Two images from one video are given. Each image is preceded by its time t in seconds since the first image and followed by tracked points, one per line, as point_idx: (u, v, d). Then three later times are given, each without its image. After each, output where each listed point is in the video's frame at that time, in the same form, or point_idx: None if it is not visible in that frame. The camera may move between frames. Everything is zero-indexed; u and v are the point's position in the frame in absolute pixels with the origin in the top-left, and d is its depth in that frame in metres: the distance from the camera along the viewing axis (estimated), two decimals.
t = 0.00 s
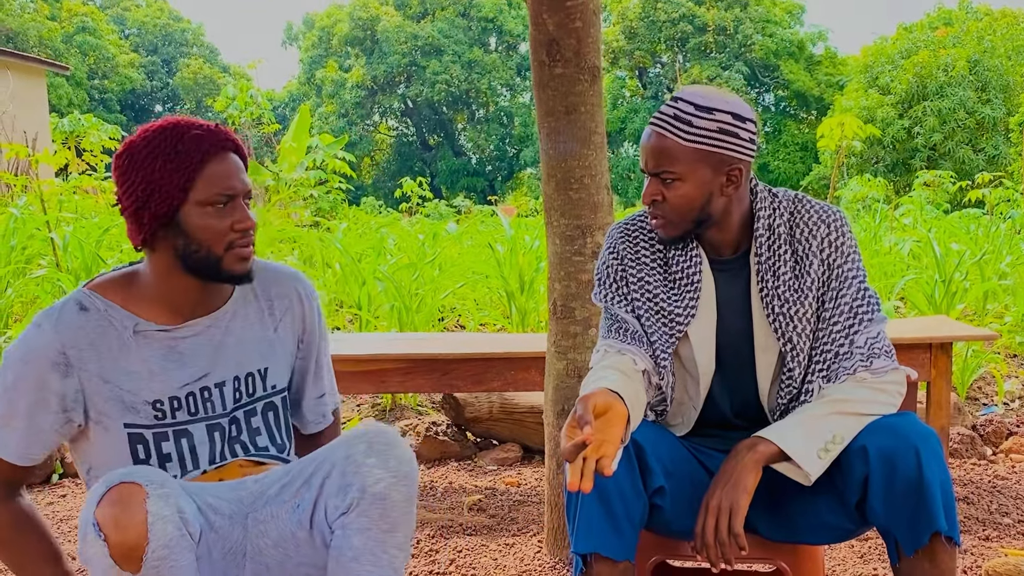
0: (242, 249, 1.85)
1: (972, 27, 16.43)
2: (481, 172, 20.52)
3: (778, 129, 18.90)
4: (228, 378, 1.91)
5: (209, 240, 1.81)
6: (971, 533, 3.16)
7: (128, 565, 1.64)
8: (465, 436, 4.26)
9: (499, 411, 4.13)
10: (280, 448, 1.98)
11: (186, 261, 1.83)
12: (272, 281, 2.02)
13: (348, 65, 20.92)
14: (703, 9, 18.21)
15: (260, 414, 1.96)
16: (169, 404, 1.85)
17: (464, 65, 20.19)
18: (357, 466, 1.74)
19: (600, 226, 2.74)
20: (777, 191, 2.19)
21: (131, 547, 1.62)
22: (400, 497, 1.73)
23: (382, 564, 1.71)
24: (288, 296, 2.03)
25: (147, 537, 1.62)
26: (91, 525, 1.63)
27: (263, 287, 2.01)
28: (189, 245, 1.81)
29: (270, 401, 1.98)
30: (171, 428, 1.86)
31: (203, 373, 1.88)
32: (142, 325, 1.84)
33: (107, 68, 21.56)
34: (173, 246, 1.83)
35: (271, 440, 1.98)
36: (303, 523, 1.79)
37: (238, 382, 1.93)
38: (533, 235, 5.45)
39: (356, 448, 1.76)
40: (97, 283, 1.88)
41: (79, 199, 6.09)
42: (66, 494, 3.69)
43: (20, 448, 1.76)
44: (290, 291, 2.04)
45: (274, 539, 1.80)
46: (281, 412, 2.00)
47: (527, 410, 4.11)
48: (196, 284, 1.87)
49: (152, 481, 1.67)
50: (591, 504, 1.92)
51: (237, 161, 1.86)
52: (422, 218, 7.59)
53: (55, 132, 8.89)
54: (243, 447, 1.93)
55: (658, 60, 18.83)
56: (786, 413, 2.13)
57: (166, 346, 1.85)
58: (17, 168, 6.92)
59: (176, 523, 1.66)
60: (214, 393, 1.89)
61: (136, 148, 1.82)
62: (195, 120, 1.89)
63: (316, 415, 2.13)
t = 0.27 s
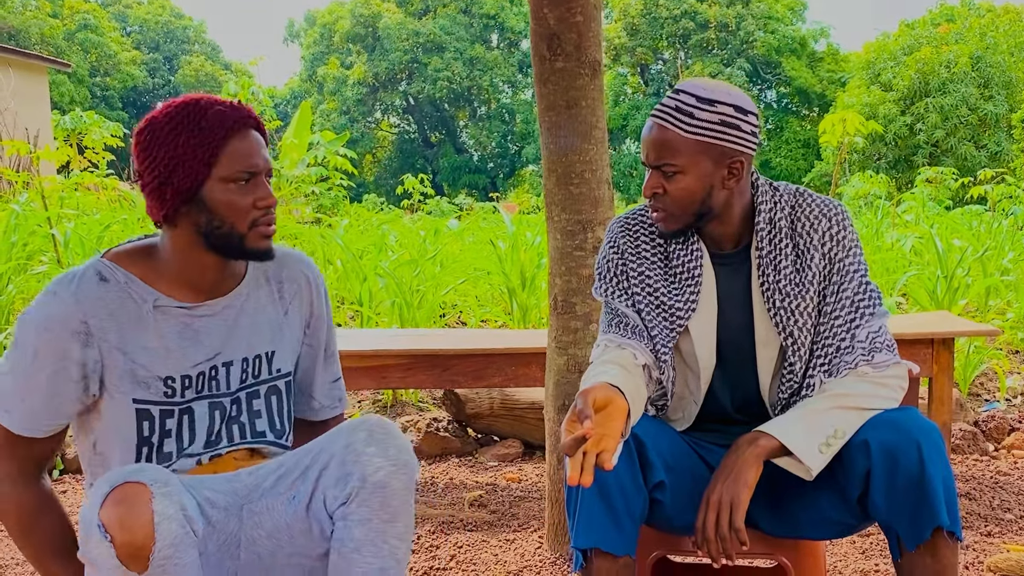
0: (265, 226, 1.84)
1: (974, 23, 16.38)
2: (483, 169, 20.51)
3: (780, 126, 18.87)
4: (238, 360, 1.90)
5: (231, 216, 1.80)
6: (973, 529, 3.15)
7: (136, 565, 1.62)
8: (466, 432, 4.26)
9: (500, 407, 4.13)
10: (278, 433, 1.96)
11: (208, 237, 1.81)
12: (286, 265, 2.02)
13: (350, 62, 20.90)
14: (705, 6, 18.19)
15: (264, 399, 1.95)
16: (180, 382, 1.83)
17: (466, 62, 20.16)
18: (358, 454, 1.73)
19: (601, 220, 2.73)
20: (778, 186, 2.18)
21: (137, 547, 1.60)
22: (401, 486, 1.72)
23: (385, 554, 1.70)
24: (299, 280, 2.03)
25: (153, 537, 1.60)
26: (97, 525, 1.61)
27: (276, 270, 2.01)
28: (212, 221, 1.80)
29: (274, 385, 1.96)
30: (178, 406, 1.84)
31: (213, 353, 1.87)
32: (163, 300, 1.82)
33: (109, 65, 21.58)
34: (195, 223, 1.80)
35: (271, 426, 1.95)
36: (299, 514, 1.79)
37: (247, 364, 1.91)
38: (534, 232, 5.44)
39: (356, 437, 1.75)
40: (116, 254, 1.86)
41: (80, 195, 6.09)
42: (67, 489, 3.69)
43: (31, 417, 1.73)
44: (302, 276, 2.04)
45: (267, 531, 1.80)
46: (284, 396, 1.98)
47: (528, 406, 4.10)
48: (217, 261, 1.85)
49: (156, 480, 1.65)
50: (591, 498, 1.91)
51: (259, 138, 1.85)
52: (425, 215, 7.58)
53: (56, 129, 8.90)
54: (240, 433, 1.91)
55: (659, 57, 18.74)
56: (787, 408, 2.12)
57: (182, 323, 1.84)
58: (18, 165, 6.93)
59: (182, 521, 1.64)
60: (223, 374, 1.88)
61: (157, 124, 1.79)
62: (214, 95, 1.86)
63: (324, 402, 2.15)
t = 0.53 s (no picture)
0: (288, 240, 1.81)
1: (978, 19, 16.34)
2: (485, 165, 20.48)
3: (782, 122, 18.84)
4: (257, 373, 1.88)
5: (254, 228, 1.77)
6: (977, 524, 3.14)
7: (154, 560, 1.60)
8: (468, 428, 4.25)
9: (502, 402, 4.12)
10: (289, 442, 1.96)
11: (230, 249, 1.78)
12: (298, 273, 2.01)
13: (352, 58, 20.89)
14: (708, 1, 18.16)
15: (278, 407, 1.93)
16: (202, 397, 1.81)
17: (468, 57, 20.13)
18: (371, 439, 1.73)
19: (603, 214, 2.72)
20: (782, 178, 2.17)
21: (157, 541, 1.59)
22: (416, 472, 1.73)
23: (397, 543, 1.70)
24: (310, 288, 2.02)
25: (175, 533, 1.59)
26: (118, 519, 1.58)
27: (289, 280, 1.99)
28: (235, 233, 1.77)
29: (289, 395, 1.95)
30: (200, 421, 1.81)
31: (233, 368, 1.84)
32: (182, 315, 1.80)
33: (110, 61, 21.57)
34: (218, 233, 1.77)
35: (283, 434, 1.95)
36: (306, 509, 1.77)
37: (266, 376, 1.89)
38: (536, 227, 5.43)
39: (369, 423, 1.75)
40: (133, 267, 1.83)
41: (81, 191, 6.08)
42: (68, 485, 3.69)
43: (39, 430, 1.70)
44: (313, 283, 2.03)
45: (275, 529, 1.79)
46: (298, 406, 1.97)
47: (530, 401, 4.10)
48: (238, 274, 1.83)
49: (178, 475, 1.63)
50: (591, 491, 1.90)
51: (287, 151, 1.82)
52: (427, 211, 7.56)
53: (58, 125, 8.90)
54: (255, 438, 1.90)
55: (662, 53, 18.70)
56: (790, 402, 2.10)
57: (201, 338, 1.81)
58: (19, 161, 6.92)
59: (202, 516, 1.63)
60: (244, 388, 1.86)
61: (186, 132, 1.76)
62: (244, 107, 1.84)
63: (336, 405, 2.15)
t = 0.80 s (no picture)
0: (289, 232, 1.80)
1: (981, 14, 16.30)
2: (487, 161, 20.46)
3: (785, 118, 18.80)
4: (259, 366, 1.87)
5: (255, 219, 1.76)
6: (982, 519, 3.13)
7: (190, 515, 1.55)
8: (471, 423, 4.25)
9: (505, 397, 4.12)
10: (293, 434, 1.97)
11: (231, 240, 1.78)
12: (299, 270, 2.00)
13: (354, 54, 20.88)
14: None
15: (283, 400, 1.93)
16: (201, 389, 1.80)
17: (470, 53, 20.10)
18: (390, 425, 1.73)
19: (607, 207, 2.71)
20: (787, 170, 2.16)
21: (197, 495, 1.54)
22: (432, 459, 1.74)
23: (412, 530, 1.71)
24: (311, 286, 2.01)
25: (214, 486, 1.55)
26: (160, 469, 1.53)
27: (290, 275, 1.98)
28: (237, 224, 1.76)
29: (295, 389, 1.95)
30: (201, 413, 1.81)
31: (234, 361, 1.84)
32: (180, 306, 1.79)
33: (112, 57, 21.58)
34: (219, 225, 1.77)
35: (288, 426, 1.96)
36: (321, 494, 1.77)
37: (269, 368, 1.89)
38: (539, 222, 5.42)
39: (387, 410, 1.75)
40: (132, 260, 1.82)
41: (83, 186, 6.07)
42: (71, 479, 3.68)
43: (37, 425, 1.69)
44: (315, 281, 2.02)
45: (291, 514, 1.79)
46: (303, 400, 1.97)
47: (533, 396, 4.10)
48: (238, 265, 1.82)
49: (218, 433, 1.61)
50: (597, 485, 1.90)
51: (288, 144, 1.81)
52: (428, 207, 7.55)
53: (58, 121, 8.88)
54: (260, 429, 1.91)
55: (665, 49, 18.69)
56: (795, 395, 2.10)
57: (200, 330, 1.81)
58: (21, 156, 6.92)
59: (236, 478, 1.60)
60: (244, 380, 1.85)
61: (189, 124, 1.76)
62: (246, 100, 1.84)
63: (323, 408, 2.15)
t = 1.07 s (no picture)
0: (282, 229, 1.79)
1: (986, 9, 16.23)
2: (489, 157, 20.45)
3: (788, 114, 18.77)
4: (258, 361, 1.86)
5: (248, 216, 1.74)
6: (986, 515, 3.12)
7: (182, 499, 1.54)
8: (474, 418, 4.25)
9: (508, 392, 4.11)
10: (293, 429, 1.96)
11: (224, 238, 1.76)
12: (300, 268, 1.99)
13: (356, 49, 20.87)
14: None
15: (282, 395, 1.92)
16: (199, 385, 1.80)
17: (473, 49, 20.07)
18: (392, 419, 1.73)
19: (611, 202, 2.70)
20: (793, 165, 2.15)
21: (186, 476, 1.53)
22: (435, 454, 1.74)
23: (414, 525, 1.71)
24: (312, 284, 2.00)
25: (201, 469, 1.55)
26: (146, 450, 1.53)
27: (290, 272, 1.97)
28: (229, 221, 1.75)
29: (295, 384, 1.95)
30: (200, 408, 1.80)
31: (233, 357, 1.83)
32: (178, 301, 1.77)
33: (115, 52, 21.61)
34: (212, 223, 1.75)
35: (288, 422, 1.95)
36: (323, 489, 1.77)
37: (269, 363, 1.88)
38: (542, 218, 5.40)
39: (388, 405, 1.75)
40: (130, 257, 1.81)
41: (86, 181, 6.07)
42: (73, 474, 3.69)
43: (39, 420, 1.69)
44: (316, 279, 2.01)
45: (291, 510, 1.79)
46: (303, 396, 1.97)
47: (536, 391, 4.09)
48: (235, 262, 1.80)
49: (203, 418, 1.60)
50: (601, 480, 1.89)
51: (282, 142, 1.80)
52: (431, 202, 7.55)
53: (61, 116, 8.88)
54: (259, 424, 1.90)
55: (667, 44, 18.67)
56: (801, 390, 2.09)
57: (199, 325, 1.80)
58: (24, 151, 6.92)
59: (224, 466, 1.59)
60: (243, 375, 1.84)
61: (183, 122, 1.75)
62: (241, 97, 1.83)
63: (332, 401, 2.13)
